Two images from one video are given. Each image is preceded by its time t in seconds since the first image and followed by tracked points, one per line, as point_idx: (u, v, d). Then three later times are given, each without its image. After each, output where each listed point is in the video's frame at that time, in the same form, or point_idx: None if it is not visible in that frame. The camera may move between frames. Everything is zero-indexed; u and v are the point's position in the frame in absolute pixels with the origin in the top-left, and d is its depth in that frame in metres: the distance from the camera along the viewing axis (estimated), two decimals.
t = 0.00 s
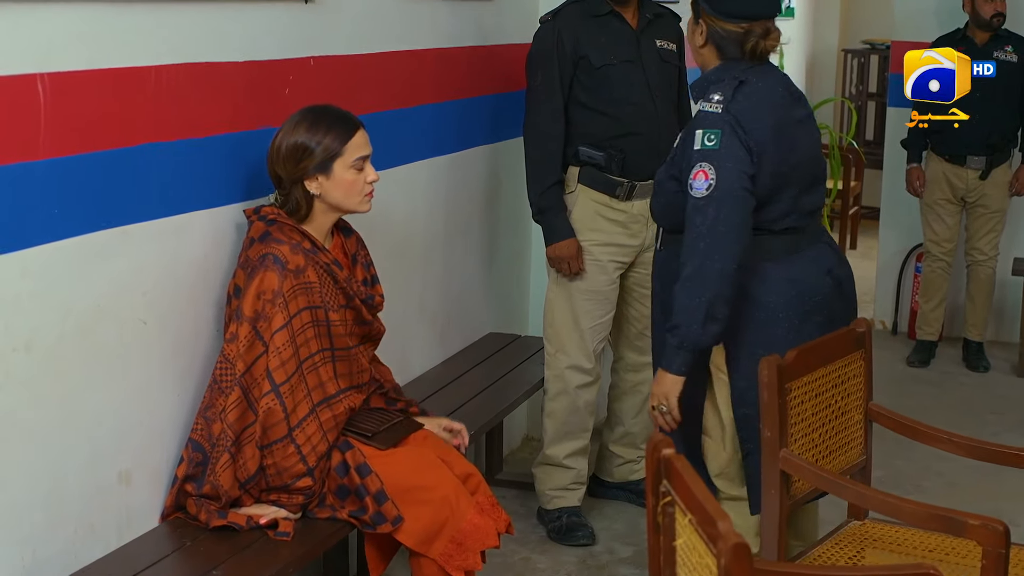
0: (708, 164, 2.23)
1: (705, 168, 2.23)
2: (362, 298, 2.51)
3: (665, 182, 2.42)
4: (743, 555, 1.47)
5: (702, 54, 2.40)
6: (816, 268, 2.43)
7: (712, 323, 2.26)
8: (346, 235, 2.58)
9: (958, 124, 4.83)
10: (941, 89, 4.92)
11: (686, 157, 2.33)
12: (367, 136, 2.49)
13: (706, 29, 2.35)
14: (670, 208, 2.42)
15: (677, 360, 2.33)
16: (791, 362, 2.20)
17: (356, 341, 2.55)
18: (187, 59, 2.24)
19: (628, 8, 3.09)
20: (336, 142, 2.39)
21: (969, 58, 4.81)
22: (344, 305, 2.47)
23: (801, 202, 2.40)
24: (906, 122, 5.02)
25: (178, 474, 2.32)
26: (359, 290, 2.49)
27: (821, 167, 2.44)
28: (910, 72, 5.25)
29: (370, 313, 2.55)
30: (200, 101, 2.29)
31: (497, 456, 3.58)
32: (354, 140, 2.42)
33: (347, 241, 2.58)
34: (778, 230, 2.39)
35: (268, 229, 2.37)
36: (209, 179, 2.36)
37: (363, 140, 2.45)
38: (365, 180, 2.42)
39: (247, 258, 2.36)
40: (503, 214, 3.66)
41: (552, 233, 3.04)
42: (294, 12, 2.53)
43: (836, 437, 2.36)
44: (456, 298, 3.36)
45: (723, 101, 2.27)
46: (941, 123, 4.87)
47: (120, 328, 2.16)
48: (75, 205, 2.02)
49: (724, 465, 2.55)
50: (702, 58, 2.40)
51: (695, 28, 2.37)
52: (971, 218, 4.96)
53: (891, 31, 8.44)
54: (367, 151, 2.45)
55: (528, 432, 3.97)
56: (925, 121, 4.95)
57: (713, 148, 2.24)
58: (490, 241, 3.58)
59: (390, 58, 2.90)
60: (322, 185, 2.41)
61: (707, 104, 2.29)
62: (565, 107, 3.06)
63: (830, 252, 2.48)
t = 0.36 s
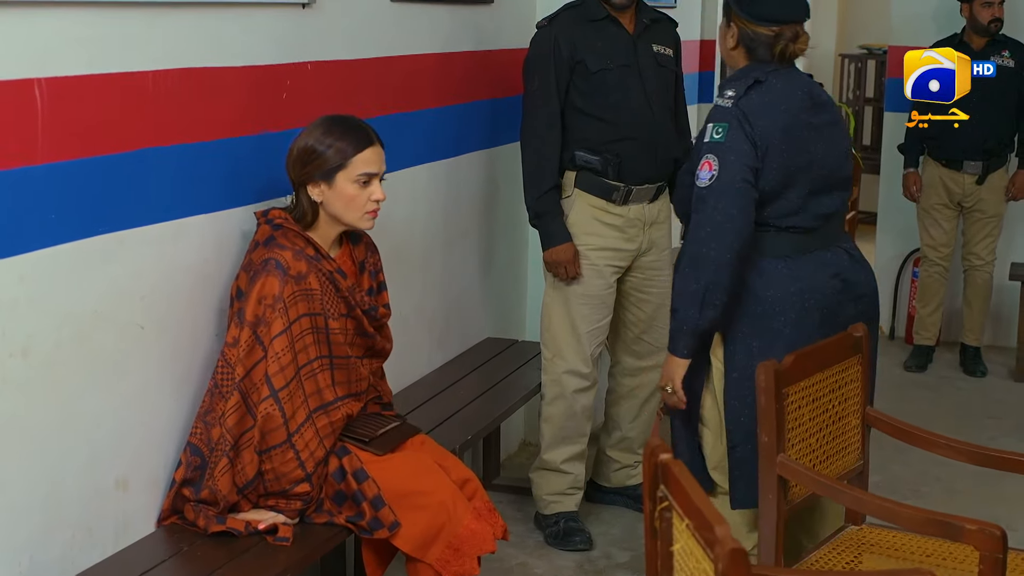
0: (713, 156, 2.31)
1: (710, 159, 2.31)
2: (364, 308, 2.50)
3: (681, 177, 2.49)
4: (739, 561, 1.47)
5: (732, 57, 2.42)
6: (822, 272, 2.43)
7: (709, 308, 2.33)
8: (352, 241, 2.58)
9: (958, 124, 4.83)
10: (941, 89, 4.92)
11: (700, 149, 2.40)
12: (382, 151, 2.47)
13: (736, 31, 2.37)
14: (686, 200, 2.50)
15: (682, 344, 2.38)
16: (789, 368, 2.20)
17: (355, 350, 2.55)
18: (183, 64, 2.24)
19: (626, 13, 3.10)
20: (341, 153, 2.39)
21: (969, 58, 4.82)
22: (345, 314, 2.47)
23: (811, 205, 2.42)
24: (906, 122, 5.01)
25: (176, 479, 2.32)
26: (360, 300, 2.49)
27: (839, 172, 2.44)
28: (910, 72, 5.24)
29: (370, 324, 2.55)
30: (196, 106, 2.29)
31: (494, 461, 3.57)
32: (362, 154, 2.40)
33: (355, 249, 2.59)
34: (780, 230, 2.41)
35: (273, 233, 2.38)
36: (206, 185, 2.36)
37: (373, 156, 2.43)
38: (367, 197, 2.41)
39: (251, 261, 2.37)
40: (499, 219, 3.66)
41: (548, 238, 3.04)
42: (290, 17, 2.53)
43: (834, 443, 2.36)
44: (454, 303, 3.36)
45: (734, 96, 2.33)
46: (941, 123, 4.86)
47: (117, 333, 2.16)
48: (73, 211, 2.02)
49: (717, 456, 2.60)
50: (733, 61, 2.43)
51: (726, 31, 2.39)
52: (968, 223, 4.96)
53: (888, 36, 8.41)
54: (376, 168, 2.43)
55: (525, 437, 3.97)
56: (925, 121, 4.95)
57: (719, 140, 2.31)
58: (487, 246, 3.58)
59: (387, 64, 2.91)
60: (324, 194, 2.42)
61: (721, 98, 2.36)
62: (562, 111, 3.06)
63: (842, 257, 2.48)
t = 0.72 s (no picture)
0: (754, 153, 2.41)
1: (751, 156, 2.41)
2: (364, 316, 2.50)
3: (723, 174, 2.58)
4: (737, 568, 1.47)
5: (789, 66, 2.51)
6: (829, 276, 2.47)
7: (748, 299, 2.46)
8: (354, 252, 2.58)
9: (958, 124, 4.82)
10: (941, 89, 4.90)
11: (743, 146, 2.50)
12: (391, 169, 2.46)
13: (796, 44, 2.46)
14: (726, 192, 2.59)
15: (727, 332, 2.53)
16: (786, 374, 2.20)
17: (354, 359, 2.55)
18: (181, 70, 2.24)
19: (623, 19, 3.10)
20: (346, 167, 2.39)
21: (969, 58, 4.81)
22: (344, 322, 2.47)
23: (847, 207, 2.46)
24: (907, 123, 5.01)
25: (174, 484, 2.32)
26: (361, 309, 2.48)
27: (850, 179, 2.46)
28: (910, 72, 5.22)
29: (370, 333, 2.55)
30: (194, 112, 2.29)
31: (490, 467, 3.57)
32: (367, 171, 2.40)
33: (357, 258, 2.59)
34: (811, 229, 2.47)
35: (274, 239, 2.38)
36: (203, 192, 2.36)
37: (379, 173, 2.42)
38: (367, 214, 2.41)
39: (251, 267, 2.37)
40: (496, 225, 3.66)
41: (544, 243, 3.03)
42: (287, 23, 2.54)
43: (830, 450, 2.36)
44: (450, 309, 3.36)
45: (779, 98, 2.42)
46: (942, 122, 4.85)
47: (114, 339, 2.16)
48: (70, 217, 2.02)
49: (729, 442, 2.62)
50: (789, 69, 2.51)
51: (786, 44, 2.47)
52: (964, 229, 4.96)
53: (883, 43, 8.41)
54: (381, 185, 2.42)
55: (521, 443, 3.97)
56: (924, 121, 4.93)
57: (760, 138, 2.42)
58: (484, 252, 3.58)
59: (385, 71, 2.91)
60: (326, 205, 2.43)
61: (767, 99, 2.45)
62: (560, 116, 3.06)
63: (873, 262, 2.52)
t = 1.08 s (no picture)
0: (766, 142, 2.43)
1: (762, 144, 2.43)
2: (361, 324, 2.50)
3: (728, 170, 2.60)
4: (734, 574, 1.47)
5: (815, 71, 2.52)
6: (822, 285, 2.47)
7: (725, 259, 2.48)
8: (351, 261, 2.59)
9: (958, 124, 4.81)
10: (941, 89, 4.91)
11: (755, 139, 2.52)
12: (391, 181, 2.46)
13: (827, 50, 2.46)
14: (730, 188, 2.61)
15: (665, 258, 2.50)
16: (782, 382, 2.20)
17: (351, 367, 2.55)
18: (177, 78, 2.24)
19: (620, 27, 3.10)
20: (346, 177, 2.39)
21: (970, 57, 4.82)
22: (341, 330, 2.47)
23: (845, 211, 2.46)
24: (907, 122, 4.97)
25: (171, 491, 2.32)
26: (358, 317, 2.48)
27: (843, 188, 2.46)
28: (911, 71, 5.20)
29: (367, 341, 2.54)
30: (190, 120, 2.29)
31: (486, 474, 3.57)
32: (366, 182, 2.40)
33: (353, 266, 2.59)
34: (812, 224, 2.47)
35: (271, 246, 2.38)
36: (199, 199, 2.36)
37: (378, 186, 2.42)
38: (364, 226, 2.41)
39: (248, 274, 2.37)
40: (493, 232, 3.66)
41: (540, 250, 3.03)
42: (284, 31, 2.54)
43: (827, 457, 2.36)
44: (447, 316, 3.36)
45: (802, 96, 2.45)
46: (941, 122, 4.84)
47: (111, 347, 2.16)
48: (67, 225, 2.02)
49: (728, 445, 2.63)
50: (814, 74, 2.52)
51: (816, 50, 2.47)
52: (961, 236, 4.97)
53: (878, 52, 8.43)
54: (379, 198, 2.43)
55: (517, 451, 3.97)
56: (924, 121, 4.89)
57: (776, 130, 2.44)
58: (480, 259, 3.58)
59: (381, 78, 2.91)
60: (324, 213, 2.43)
61: (790, 96, 2.48)
62: (556, 123, 3.06)
63: (872, 268, 2.51)
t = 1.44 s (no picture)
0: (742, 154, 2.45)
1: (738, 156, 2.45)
2: (357, 333, 2.51)
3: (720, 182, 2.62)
4: None
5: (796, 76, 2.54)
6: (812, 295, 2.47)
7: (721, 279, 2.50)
8: (347, 270, 2.59)
9: (958, 123, 4.81)
10: (941, 89, 4.92)
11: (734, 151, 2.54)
12: (387, 190, 2.46)
13: (805, 54, 2.49)
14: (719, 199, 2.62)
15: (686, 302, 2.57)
16: (778, 390, 2.20)
17: (347, 376, 2.55)
18: (174, 86, 2.25)
19: (616, 35, 3.11)
20: (343, 184, 2.40)
21: (970, 57, 4.82)
22: (337, 338, 2.47)
23: (833, 218, 2.46)
24: (907, 122, 4.95)
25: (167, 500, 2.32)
26: (353, 326, 2.48)
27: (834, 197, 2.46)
28: (911, 72, 5.24)
29: (363, 350, 2.55)
30: (187, 128, 2.29)
31: (483, 483, 3.57)
32: (362, 190, 2.40)
33: (349, 275, 2.59)
34: (794, 233, 2.48)
35: (268, 254, 2.38)
36: (195, 207, 2.36)
37: (374, 194, 2.42)
38: (360, 233, 2.40)
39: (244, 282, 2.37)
40: (489, 240, 3.66)
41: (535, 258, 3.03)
42: (280, 40, 2.54)
43: (822, 465, 2.36)
44: (442, 325, 3.35)
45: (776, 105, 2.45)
46: (942, 122, 4.84)
47: (107, 354, 2.16)
48: (63, 232, 2.02)
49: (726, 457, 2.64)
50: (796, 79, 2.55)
51: (794, 53, 2.51)
52: (957, 244, 4.97)
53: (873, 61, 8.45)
54: (375, 206, 2.43)
55: (514, 460, 3.97)
56: (924, 121, 4.89)
57: (752, 142, 2.44)
58: (477, 266, 3.58)
59: (378, 86, 2.91)
60: (321, 220, 2.43)
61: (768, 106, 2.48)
62: (550, 131, 3.07)
63: (857, 275, 2.50)
